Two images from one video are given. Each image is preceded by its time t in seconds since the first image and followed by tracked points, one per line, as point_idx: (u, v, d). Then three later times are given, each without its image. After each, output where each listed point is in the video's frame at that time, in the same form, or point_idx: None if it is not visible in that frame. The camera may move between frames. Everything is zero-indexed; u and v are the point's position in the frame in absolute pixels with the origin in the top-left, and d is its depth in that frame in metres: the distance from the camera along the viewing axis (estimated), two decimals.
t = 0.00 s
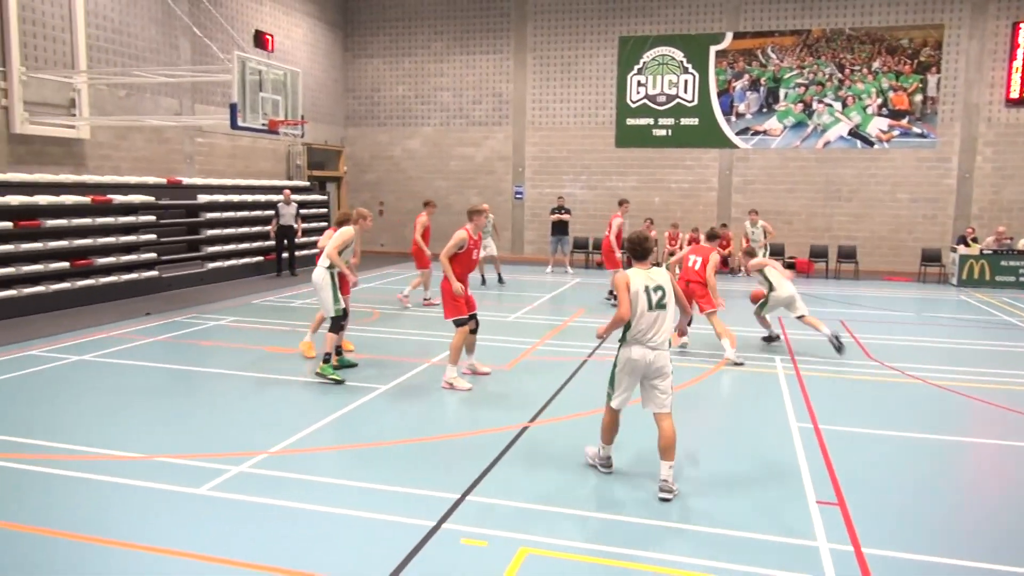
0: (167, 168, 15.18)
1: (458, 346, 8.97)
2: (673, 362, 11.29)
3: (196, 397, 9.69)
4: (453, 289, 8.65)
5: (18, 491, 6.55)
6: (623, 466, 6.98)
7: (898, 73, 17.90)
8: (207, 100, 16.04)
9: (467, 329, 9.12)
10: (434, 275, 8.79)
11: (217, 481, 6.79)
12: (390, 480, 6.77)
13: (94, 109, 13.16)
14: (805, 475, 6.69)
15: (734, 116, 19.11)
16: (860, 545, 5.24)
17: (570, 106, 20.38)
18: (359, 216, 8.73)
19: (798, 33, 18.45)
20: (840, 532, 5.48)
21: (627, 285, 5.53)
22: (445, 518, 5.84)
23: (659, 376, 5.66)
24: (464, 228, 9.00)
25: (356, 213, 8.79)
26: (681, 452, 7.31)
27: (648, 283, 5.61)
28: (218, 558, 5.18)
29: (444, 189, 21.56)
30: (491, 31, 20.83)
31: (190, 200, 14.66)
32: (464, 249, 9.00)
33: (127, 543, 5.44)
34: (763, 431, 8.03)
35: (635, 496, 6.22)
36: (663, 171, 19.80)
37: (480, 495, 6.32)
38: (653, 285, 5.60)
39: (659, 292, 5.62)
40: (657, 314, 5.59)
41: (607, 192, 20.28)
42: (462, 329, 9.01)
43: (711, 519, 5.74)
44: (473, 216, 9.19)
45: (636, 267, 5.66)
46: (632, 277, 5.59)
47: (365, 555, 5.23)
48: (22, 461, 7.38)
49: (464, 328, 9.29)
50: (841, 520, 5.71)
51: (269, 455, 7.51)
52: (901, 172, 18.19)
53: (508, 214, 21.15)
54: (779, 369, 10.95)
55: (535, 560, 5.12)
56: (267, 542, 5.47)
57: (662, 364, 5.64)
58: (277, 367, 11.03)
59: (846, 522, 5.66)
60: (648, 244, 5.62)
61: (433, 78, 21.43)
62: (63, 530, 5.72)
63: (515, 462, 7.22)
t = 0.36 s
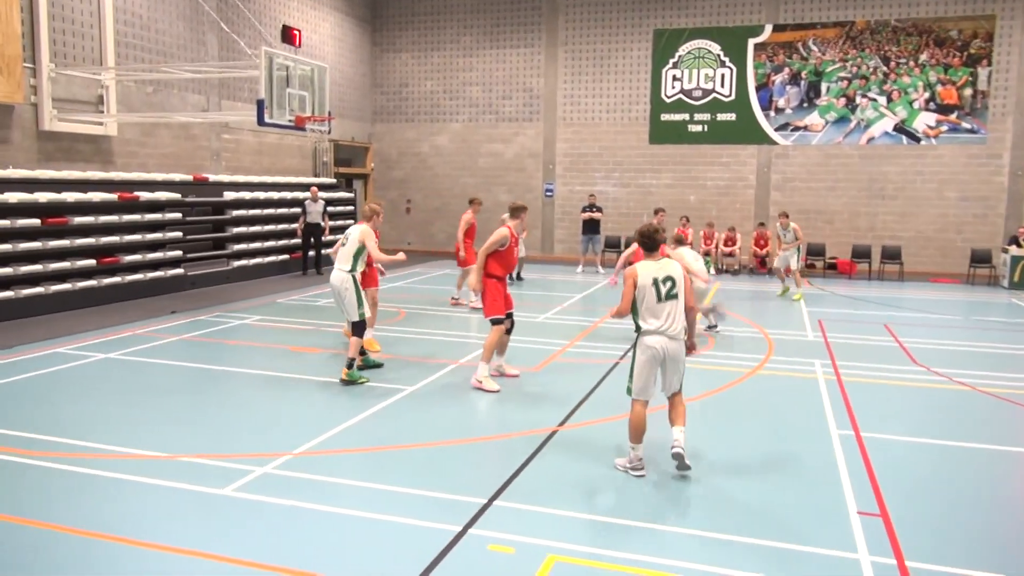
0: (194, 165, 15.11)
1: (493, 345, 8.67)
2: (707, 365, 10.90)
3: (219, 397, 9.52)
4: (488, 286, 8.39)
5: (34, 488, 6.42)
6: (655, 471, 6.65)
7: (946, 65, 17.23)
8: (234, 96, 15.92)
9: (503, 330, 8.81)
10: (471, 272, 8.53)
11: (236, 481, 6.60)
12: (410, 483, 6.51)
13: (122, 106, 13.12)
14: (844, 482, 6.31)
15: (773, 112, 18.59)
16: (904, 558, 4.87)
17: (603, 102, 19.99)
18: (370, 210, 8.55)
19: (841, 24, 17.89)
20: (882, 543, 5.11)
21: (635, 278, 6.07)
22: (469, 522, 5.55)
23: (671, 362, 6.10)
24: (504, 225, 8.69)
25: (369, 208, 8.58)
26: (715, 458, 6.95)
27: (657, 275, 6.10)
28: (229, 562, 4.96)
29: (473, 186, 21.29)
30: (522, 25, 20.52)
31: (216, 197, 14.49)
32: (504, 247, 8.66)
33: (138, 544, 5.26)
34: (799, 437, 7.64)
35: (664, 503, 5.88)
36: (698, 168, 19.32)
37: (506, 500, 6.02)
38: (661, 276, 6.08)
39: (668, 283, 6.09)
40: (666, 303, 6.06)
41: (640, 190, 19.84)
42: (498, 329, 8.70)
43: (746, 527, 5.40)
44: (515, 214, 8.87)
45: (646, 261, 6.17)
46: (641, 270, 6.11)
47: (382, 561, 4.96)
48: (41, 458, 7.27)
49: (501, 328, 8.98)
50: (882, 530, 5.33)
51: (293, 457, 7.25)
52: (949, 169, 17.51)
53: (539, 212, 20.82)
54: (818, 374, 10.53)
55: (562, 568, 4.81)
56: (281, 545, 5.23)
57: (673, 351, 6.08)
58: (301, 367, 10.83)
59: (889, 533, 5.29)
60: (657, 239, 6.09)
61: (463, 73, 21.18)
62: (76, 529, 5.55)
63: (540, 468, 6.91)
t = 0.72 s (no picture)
0: (204, 163, 14.83)
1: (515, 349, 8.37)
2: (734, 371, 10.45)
3: (228, 400, 9.19)
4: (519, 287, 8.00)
5: (30, 494, 6.10)
6: (681, 479, 6.27)
7: (986, 59, 16.59)
8: (246, 92, 15.61)
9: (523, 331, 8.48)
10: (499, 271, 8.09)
11: (243, 486, 6.28)
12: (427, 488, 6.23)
13: (132, 102, 12.86)
14: (875, 493, 5.99)
15: (802, 107, 18.04)
16: None
17: (624, 96, 19.55)
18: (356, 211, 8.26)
19: (875, 16, 17.29)
20: (917, 561, 4.80)
21: (669, 278, 5.68)
22: (485, 531, 5.20)
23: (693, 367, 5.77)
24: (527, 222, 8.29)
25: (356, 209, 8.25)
26: (741, 467, 6.57)
27: (691, 278, 5.70)
28: None
29: (490, 185, 20.90)
30: (542, 19, 20.13)
31: (227, 195, 14.20)
32: (531, 245, 8.26)
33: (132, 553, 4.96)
34: (828, 446, 7.24)
35: (692, 518, 5.45)
36: (723, 166, 18.81)
37: (523, 509, 5.64)
38: (696, 279, 5.68)
39: (701, 287, 5.68)
40: (697, 308, 5.67)
41: (663, 188, 19.35)
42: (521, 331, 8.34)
43: (776, 542, 5.07)
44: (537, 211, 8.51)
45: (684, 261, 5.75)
46: (676, 270, 5.71)
47: None
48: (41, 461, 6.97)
49: (516, 329, 8.67)
50: (918, 547, 5.01)
51: (303, 463, 6.90)
52: (987, 167, 16.92)
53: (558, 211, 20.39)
54: (849, 381, 10.06)
55: None
56: (285, 555, 4.91)
57: (698, 355, 5.73)
58: (314, 370, 10.48)
59: (925, 549, 4.98)
60: (698, 239, 5.63)
61: (480, 68, 20.79)
62: (77, 538, 5.25)
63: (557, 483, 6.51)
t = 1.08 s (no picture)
0: (203, 166, 14.38)
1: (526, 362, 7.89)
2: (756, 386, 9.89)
3: (225, 415, 8.71)
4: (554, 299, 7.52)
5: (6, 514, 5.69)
6: (707, 504, 5.74)
7: (1020, 57, 15.98)
8: (247, 93, 15.14)
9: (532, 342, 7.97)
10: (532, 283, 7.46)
11: (239, 504, 5.86)
12: (432, 511, 5.62)
13: (128, 103, 12.42)
14: (904, 511, 5.52)
15: (828, 108, 17.48)
16: None
17: (639, 96, 19.02)
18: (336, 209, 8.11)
19: (903, 13, 16.71)
20: None
21: (711, 278, 5.72)
22: (493, 554, 4.78)
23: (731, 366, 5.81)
24: (544, 227, 7.69)
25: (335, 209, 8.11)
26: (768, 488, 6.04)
27: (730, 278, 5.77)
28: None
29: (499, 189, 20.39)
30: (553, 17, 19.64)
31: (225, 200, 13.72)
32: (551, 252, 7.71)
33: None
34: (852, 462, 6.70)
35: (723, 550, 4.90)
36: (745, 169, 18.26)
37: (535, 530, 5.17)
38: (735, 279, 5.75)
39: (740, 288, 5.76)
40: (736, 308, 5.75)
41: (681, 193, 18.79)
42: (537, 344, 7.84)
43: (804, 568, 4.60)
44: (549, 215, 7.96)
45: (724, 261, 5.82)
46: (716, 270, 5.76)
47: None
48: (20, 482, 6.49)
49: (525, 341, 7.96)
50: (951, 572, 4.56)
51: (304, 479, 6.42)
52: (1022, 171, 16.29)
53: (571, 216, 19.84)
54: (876, 396, 9.50)
55: None
56: None
57: (737, 355, 5.78)
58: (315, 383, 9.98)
59: None
60: (738, 240, 5.75)
61: (490, 67, 20.29)
62: (59, 564, 4.78)
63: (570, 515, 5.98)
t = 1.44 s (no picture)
0: (216, 180, 14.02)
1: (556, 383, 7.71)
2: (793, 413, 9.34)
3: (236, 443, 8.24)
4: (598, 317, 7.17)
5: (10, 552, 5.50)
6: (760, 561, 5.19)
7: None
8: (262, 106, 14.78)
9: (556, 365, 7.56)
10: (577, 302, 7.02)
11: (259, 528, 6.07)
12: (447, 544, 5.81)
13: (140, 116, 12.09)
14: None
15: (868, 120, 16.93)
16: None
17: (669, 108, 18.52)
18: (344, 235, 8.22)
19: (949, 21, 16.21)
20: None
21: (761, 297, 5.78)
22: None
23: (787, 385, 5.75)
24: (573, 244, 7.30)
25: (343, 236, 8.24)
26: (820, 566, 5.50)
27: (782, 297, 5.78)
28: None
29: (522, 204, 19.93)
30: (578, 27, 19.23)
31: (238, 215, 13.32)
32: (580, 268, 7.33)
33: None
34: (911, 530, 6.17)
35: None
36: (782, 185, 17.70)
37: (554, 564, 5.46)
38: (787, 298, 5.76)
39: (792, 306, 5.75)
40: (790, 327, 5.73)
41: (713, 209, 18.25)
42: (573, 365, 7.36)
43: None
44: (573, 229, 7.52)
45: (775, 281, 5.85)
46: (767, 289, 5.80)
47: None
48: (15, 520, 6.03)
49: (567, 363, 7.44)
50: None
51: (317, 507, 6.53)
52: None
53: (597, 232, 19.31)
54: (926, 426, 8.92)
55: None
56: None
57: (793, 373, 5.72)
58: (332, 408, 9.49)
59: None
60: (787, 258, 5.81)
61: (513, 78, 19.90)
62: None
63: (601, 559, 5.55)
